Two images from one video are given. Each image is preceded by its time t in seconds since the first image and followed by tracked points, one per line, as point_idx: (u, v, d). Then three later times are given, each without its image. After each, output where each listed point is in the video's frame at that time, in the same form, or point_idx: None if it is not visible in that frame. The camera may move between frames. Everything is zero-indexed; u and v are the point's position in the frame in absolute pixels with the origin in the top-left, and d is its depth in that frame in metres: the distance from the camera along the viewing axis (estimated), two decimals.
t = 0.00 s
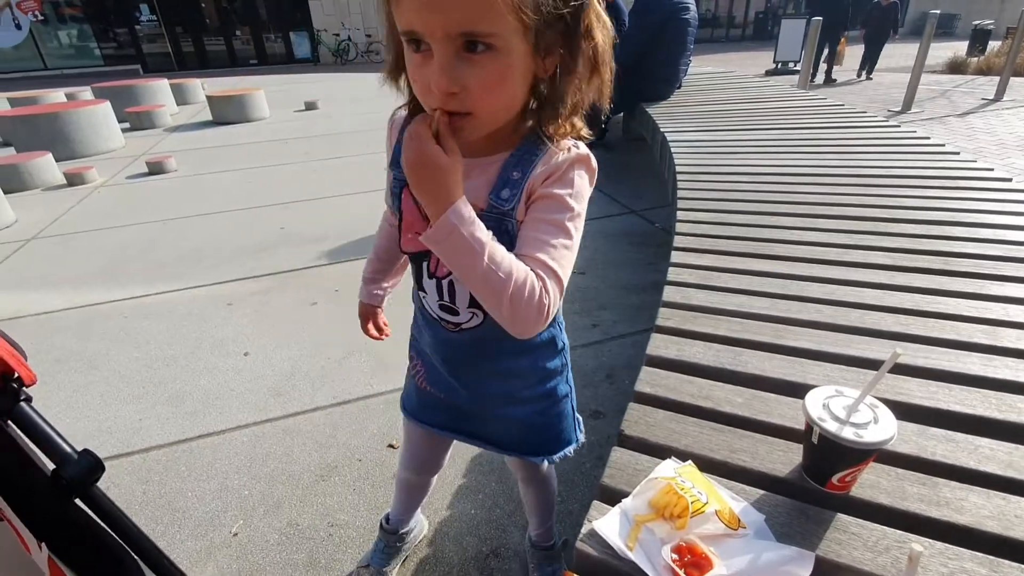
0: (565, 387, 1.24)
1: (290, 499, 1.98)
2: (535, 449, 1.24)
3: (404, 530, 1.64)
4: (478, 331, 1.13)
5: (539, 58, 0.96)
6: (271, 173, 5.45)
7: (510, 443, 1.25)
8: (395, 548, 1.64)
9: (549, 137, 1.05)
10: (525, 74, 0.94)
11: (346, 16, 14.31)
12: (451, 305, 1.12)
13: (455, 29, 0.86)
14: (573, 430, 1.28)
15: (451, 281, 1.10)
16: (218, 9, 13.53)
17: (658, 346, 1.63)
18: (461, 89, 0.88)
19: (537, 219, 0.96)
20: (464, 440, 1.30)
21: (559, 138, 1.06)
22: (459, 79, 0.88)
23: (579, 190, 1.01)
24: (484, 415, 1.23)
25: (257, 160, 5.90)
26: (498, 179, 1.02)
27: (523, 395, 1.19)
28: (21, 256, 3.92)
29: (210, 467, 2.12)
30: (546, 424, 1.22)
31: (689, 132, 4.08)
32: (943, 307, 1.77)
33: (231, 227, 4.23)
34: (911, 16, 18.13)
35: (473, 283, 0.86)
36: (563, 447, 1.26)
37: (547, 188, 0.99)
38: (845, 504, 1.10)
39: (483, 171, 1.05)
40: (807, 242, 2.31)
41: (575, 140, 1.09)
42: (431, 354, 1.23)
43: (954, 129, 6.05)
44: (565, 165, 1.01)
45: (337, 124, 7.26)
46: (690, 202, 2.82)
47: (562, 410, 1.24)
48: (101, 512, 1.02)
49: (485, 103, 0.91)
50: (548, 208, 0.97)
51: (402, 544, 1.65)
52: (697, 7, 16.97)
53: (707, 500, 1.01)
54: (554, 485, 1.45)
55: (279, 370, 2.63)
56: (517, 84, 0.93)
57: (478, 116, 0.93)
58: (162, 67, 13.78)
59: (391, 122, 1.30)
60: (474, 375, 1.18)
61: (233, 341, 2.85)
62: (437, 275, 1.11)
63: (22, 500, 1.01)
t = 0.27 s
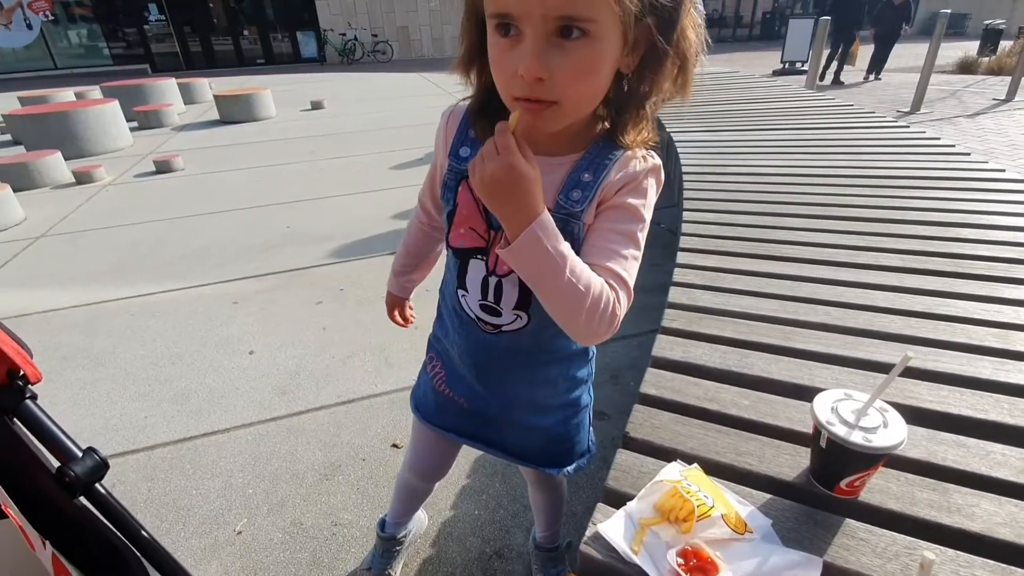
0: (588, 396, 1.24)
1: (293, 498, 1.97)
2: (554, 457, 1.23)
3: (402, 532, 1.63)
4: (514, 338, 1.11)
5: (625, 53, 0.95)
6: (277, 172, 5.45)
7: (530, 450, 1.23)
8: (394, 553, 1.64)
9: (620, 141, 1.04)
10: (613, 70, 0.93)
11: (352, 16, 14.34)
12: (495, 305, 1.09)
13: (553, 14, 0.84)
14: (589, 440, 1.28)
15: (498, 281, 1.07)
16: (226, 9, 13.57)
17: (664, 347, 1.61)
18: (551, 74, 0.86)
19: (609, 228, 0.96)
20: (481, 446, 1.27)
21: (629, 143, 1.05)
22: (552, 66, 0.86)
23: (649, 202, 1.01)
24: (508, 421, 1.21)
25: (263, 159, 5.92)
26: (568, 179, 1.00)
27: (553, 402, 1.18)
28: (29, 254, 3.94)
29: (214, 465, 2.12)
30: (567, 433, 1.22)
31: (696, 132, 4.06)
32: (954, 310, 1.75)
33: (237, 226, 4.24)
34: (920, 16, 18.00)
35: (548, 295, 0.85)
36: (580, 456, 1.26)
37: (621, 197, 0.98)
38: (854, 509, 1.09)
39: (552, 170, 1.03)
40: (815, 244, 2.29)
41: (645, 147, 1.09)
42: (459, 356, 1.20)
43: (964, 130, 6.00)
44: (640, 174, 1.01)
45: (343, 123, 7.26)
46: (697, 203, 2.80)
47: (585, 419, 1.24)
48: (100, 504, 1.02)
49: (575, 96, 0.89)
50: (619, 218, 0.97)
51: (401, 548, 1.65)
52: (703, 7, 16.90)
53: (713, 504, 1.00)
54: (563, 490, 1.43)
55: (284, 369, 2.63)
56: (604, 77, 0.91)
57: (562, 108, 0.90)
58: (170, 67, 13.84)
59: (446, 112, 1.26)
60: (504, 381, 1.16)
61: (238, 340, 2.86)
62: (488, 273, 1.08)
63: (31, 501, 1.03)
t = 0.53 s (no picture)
0: (600, 400, 1.24)
1: (297, 496, 1.98)
2: (566, 462, 1.23)
3: (404, 534, 1.62)
4: (527, 338, 1.10)
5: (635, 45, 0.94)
6: (283, 171, 5.47)
7: (542, 454, 1.23)
8: (396, 554, 1.63)
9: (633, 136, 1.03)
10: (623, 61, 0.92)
11: (358, 15, 14.35)
12: (508, 304, 1.08)
13: (561, 5, 0.84)
14: (602, 446, 1.28)
15: (512, 279, 1.06)
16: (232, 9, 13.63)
17: (668, 348, 1.61)
18: (561, 65, 0.86)
19: (625, 226, 0.96)
20: (491, 448, 1.27)
21: (643, 137, 1.04)
22: (561, 58, 0.86)
23: (667, 198, 1.00)
24: (520, 424, 1.21)
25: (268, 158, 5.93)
26: (583, 176, 1.00)
27: (565, 405, 1.17)
28: (36, 251, 3.96)
29: (218, 462, 2.12)
30: (579, 436, 1.21)
31: (701, 132, 4.05)
32: (961, 312, 1.73)
33: (242, 224, 4.26)
34: (928, 17, 17.91)
35: (565, 294, 0.85)
36: (591, 460, 1.25)
37: (637, 194, 0.97)
38: (859, 512, 1.08)
39: (565, 167, 1.03)
40: (821, 245, 2.28)
41: (660, 142, 1.08)
42: (471, 358, 1.20)
43: (972, 131, 5.96)
44: (656, 169, 1.00)
45: (348, 122, 7.27)
46: (702, 203, 2.79)
47: (598, 422, 1.23)
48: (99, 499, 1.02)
49: (584, 88, 0.89)
50: (635, 215, 0.96)
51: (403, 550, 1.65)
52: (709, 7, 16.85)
53: (718, 506, 0.99)
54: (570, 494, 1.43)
55: (288, 368, 2.63)
56: (615, 68, 0.90)
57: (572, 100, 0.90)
58: (176, 66, 13.90)
59: (460, 110, 1.26)
60: (516, 383, 1.16)
61: (243, 338, 2.86)
62: (501, 270, 1.07)
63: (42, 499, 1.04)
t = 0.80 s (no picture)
0: (601, 400, 1.22)
1: (298, 496, 1.97)
2: (567, 462, 1.22)
3: (407, 534, 1.62)
4: (527, 337, 1.10)
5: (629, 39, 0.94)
6: (285, 170, 5.47)
7: (543, 455, 1.22)
8: (399, 555, 1.63)
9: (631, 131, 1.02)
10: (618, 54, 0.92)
11: (360, 15, 14.34)
12: (508, 304, 1.07)
13: None
14: (602, 446, 1.27)
15: (511, 278, 1.05)
16: (235, 9, 13.64)
17: (671, 349, 1.60)
18: (558, 58, 0.85)
19: (625, 223, 0.94)
20: (493, 450, 1.26)
21: (641, 132, 1.03)
22: (558, 51, 0.85)
23: (667, 194, 0.98)
24: (521, 425, 1.20)
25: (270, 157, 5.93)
26: (582, 173, 0.98)
27: (566, 405, 1.17)
28: (38, 251, 3.95)
29: (220, 462, 2.12)
30: (580, 437, 1.20)
31: (703, 132, 4.03)
32: (967, 313, 1.72)
33: (244, 224, 4.25)
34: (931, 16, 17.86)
35: (567, 295, 0.84)
36: (592, 460, 1.24)
37: (637, 190, 0.96)
38: (864, 515, 1.07)
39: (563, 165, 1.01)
40: (824, 245, 2.27)
41: (658, 137, 1.07)
42: (471, 359, 1.19)
43: (976, 130, 5.94)
44: (655, 165, 0.98)
45: (350, 122, 7.27)
46: (705, 203, 2.78)
47: (599, 421, 1.22)
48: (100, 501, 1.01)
49: (582, 81, 0.88)
50: (635, 214, 0.95)
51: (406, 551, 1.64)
52: (712, 6, 16.82)
53: (722, 508, 0.98)
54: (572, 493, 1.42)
55: (290, 367, 2.63)
56: (611, 61, 0.90)
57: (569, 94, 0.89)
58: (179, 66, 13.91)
59: (455, 110, 1.25)
60: (517, 383, 1.15)
61: (244, 338, 2.86)
62: (501, 269, 1.06)
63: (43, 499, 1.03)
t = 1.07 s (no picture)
0: (595, 403, 1.21)
1: (295, 499, 1.96)
2: (562, 467, 1.21)
3: (408, 537, 1.61)
4: (518, 342, 1.08)
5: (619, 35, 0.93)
6: (282, 171, 5.45)
7: (539, 460, 1.21)
8: (399, 558, 1.61)
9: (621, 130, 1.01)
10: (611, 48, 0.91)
11: (358, 15, 14.31)
12: (499, 309, 1.06)
13: None
14: (596, 449, 1.26)
15: (502, 283, 1.04)
16: (232, 9, 13.62)
17: (670, 351, 1.59)
18: (554, 47, 0.84)
19: (616, 225, 0.93)
20: (487, 457, 1.25)
21: (632, 131, 1.02)
22: (554, 40, 0.84)
23: (657, 194, 0.97)
24: (515, 430, 1.19)
25: (268, 158, 5.91)
26: (571, 174, 0.97)
27: (559, 409, 1.15)
28: (34, 251, 3.93)
29: (216, 465, 2.10)
30: (575, 441, 1.19)
31: (702, 133, 4.03)
32: (967, 315, 1.72)
33: (241, 224, 4.23)
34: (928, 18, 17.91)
35: (557, 300, 0.84)
36: (587, 465, 1.23)
37: (627, 190, 0.95)
38: (866, 519, 1.06)
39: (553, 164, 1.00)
40: (824, 246, 2.26)
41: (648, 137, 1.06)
42: (463, 365, 1.18)
43: (973, 131, 5.95)
44: (645, 163, 0.97)
45: (348, 122, 7.26)
46: (704, 204, 2.77)
47: (592, 425, 1.21)
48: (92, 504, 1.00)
49: (577, 72, 0.87)
50: (626, 214, 0.94)
51: (406, 554, 1.63)
52: (710, 7, 16.83)
53: (723, 513, 0.97)
54: (569, 496, 1.41)
55: (287, 369, 2.61)
56: (604, 56, 0.89)
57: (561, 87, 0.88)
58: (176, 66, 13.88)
59: (441, 113, 1.23)
60: (509, 388, 1.14)
61: (241, 339, 2.84)
62: (491, 274, 1.05)
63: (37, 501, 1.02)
